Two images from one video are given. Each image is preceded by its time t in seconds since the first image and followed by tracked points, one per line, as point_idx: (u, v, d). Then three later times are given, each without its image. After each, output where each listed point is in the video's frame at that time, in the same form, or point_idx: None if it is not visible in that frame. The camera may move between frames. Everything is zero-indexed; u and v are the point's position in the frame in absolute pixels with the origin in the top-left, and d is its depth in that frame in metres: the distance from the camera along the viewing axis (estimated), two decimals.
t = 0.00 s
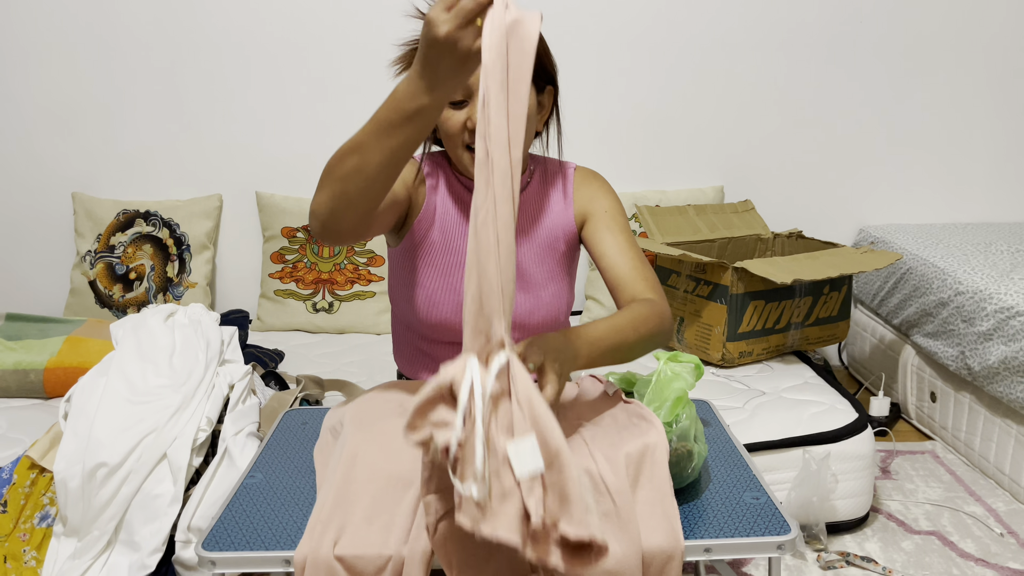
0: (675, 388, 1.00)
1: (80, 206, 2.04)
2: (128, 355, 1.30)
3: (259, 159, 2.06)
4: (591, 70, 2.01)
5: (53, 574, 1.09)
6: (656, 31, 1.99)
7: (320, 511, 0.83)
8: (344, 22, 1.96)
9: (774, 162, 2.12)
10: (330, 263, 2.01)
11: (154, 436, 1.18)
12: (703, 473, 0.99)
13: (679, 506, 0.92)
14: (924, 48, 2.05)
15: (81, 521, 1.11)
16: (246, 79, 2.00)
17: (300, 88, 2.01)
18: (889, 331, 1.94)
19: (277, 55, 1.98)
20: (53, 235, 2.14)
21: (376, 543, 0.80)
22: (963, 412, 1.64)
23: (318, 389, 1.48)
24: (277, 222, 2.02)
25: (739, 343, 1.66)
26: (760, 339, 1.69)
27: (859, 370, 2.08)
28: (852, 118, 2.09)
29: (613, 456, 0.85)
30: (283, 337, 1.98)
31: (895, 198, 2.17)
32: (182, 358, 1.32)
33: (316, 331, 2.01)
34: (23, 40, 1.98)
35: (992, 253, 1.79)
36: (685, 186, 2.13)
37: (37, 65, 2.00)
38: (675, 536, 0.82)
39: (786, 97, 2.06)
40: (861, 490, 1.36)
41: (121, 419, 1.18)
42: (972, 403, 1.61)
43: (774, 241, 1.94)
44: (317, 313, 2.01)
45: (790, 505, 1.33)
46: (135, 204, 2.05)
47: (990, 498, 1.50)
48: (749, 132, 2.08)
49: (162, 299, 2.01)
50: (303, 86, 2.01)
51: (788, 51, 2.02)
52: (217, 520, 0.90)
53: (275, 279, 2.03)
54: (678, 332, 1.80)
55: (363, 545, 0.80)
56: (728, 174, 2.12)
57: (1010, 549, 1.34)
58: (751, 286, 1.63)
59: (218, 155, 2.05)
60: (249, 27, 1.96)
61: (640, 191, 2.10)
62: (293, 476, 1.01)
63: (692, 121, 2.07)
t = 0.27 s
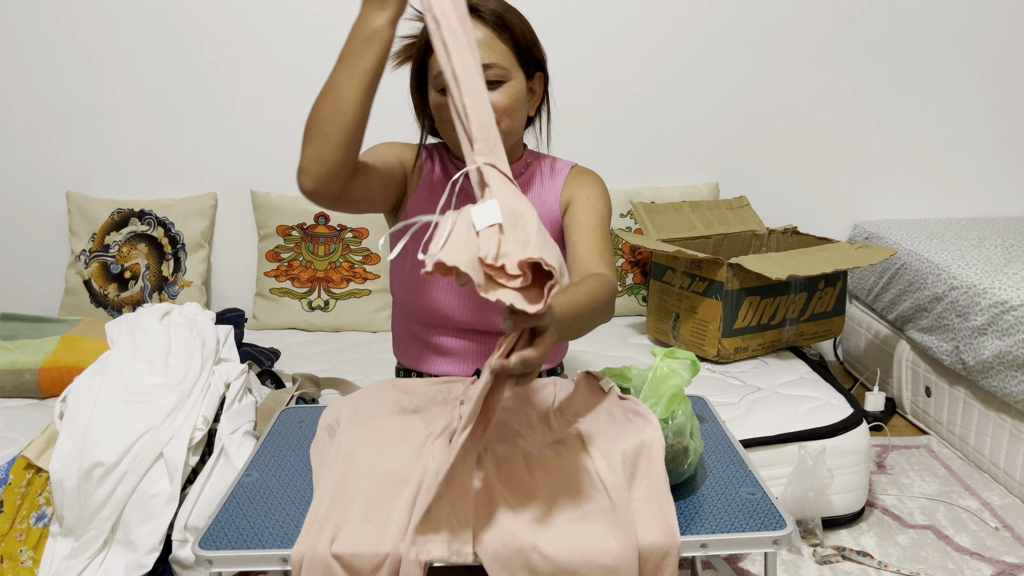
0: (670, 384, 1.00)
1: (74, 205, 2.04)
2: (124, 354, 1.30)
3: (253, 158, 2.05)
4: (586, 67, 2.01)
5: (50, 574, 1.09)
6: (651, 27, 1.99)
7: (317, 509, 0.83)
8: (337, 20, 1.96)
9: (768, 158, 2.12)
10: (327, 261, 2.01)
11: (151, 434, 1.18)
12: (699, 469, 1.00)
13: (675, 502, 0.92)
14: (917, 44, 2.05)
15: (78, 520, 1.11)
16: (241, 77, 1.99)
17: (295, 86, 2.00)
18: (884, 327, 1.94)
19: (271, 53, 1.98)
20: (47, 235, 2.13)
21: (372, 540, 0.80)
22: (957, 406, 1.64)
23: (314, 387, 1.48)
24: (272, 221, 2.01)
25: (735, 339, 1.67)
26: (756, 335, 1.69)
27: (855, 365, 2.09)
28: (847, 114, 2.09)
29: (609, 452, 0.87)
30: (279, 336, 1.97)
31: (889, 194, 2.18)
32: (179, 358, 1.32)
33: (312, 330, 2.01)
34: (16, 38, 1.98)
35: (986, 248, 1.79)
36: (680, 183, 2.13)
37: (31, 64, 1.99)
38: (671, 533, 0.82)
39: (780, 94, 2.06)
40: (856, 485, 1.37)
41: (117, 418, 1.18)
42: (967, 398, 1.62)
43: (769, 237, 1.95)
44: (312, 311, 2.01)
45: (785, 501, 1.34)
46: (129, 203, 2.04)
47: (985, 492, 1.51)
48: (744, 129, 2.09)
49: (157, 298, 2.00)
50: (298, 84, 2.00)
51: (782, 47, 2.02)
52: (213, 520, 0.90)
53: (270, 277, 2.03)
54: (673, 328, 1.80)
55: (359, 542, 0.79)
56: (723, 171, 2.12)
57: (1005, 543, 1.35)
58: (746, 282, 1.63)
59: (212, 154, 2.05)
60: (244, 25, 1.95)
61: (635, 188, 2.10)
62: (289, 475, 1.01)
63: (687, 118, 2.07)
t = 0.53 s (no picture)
0: (666, 381, 1.01)
1: (68, 205, 2.03)
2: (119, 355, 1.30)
3: (248, 157, 2.05)
4: (581, 65, 2.01)
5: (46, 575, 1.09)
6: (646, 25, 1.99)
7: (313, 507, 0.83)
8: (331, 19, 1.96)
9: (763, 156, 2.12)
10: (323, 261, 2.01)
11: (147, 435, 1.17)
12: (694, 467, 1.00)
13: (671, 500, 0.92)
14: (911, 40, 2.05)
15: (73, 521, 1.11)
16: (236, 77, 1.99)
17: (289, 86, 2.00)
18: (879, 323, 1.95)
19: (266, 52, 1.97)
20: (42, 235, 2.13)
21: (368, 539, 0.80)
22: (952, 402, 1.65)
23: (310, 387, 1.49)
24: (267, 221, 2.01)
25: (730, 337, 1.67)
26: (751, 332, 1.69)
27: (850, 362, 2.09)
28: (841, 111, 2.09)
29: (603, 449, 0.88)
30: (275, 336, 1.97)
31: (884, 191, 2.18)
32: (174, 357, 1.30)
33: (307, 329, 2.01)
34: (9, 39, 1.97)
35: (980, 244, 1.80)
36: (676, 181, 2.13)
37: (24, 65, 1.99)
38: (666, 530, 0.82)
39: (774, 91, 2.06)
40: (851, 481, 1.37)
41: (112, 419, 1.17)
42: (962, 394, 1.62)
43: (764, 234, 1.96)
44: (308, 310, 2.01)
45: (781, 498, 1.34)
46: (124, 203, 2.04)
47: (979, 487, 1.51)
48: (738, 127, 2.09)
49: (152, 298, 1.99)
50: (292, 83, 2.00)
51: (776, 45, 2.03)
52: (209, 520, 0.90)
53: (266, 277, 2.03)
54: (669, 326, 1.80)
55: (355, 541, 0.79)
56: (718, 168, 2.13)
57: (1000, 538, 1.35)
58: (741, 279, 1.64)
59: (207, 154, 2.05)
60: (238, 25, 1.95)
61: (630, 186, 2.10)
62: (285, 474, 1.01)
63: (682, 115, 2.07)
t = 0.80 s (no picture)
0: (662, 380, 1.00)
1: (64, 207, 2.03)
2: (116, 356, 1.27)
3: (244, 158, 2.05)
4: (577, 65, 2.01)
5: None
6: (641, 24, 1.99)
7: (311, 508, 0.83)
8: (326, 18, 1.96)
9: (759, 154, 2.12)
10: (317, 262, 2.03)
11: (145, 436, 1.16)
12: (691, 465, 1.00)
13: (668, 498, 0.93)
14: (906, 38, 2.06)
15: (72, 523, 1.11)
16: (231, 77, 1.99)
17: (285, 86, 2.00)
18: (876, 321, 1.95)
19: (261, 53, 1.97)
20: (37, 237, 2.12)
21: (365, 539, 0.80)
22: (948, 400, 1.65)
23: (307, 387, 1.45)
24: (264, 221, 2.01)
25: (726, 335, 1.67)
26: (747, 330, 1.70)
27: (847, 360, 2.10)
28: (837, 110, 2.10)
29: (601, 448, 0.87)
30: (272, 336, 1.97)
31: (880, 189, 2.19)
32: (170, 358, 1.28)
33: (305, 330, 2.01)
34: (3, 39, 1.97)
35: (977, 242, 1.80)
36: (672, 180, 2.13)
37: (19, 66, 1.99)
38: (664, 528, 0.82)
39: (770, 89, 2.07)
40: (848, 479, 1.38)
41: (110, 420, 1.16)
42: (958, 391, 1.62)
43: (760, 233, 1.95)
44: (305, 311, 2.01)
45: (778, 495, 1.35)
46: (120, 204, 2.04)
47: (976, 484, 1.52)
48: (734, 125, 2.09)
49: (150, 299, 2.01)
50: (288, 83, 2.00)
51: (772, 43, 2.03)
52: (206, 520, 0.91)
53: (263, 278, 2.03)
54: (666, 325, 1.80)
55: (352, 541, 0.79)
56: (714, 167, 2.13)
57: (996, 535, 1.36)
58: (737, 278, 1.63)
59: (203, 154, 2.05)
60: (234, 25, 1.95)
61: (627, 185, 2.11)
62: (283, 474, 1.01)
63: (678, 115, 2.07)
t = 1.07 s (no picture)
0: (660, 381, 0.98)
1: (61, 209, 2.03)
2: (113, 358, 1.30)
3: (241, 159, 2.05)
4: (574, 65, 2.01)
5: None
6: (638, 24, 1.99)
7: (309, 508, 0.83)
8: (323, 19, 1.96)
9: (756, 154, 2.13)
10: (316, 263, 2.02)
11: (142, 438, 1.16)
12: (690, 465, 1.00)
13: (666, 498, 0.93)
14: (902, 37, 2.06)
15: (69, 525, 1.11)
16: (228, 79, 1.99)
17: (282, 87, 2.00)
18: (873, 321, 1.96)
19: (258, 54, 1.97)
20: (35, 239, 2.12)
21: (363, 539, 0.80)
22: (946, 399, 1.66)
23: (305, 389, 1.47)
24: (261, 223, 2.01)
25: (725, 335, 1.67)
26: (746, 330, 1.70)
27: (845, 360, 2.10)
28: (833, 110, 2.10)
29: (599, 448, 0.87)
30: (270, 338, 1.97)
31: (877, 189, 2.19)
32: (169, 361, 1.31)
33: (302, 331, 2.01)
34: None
35: (973, 241, 1.80)
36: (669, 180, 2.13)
37: (16, 68, 1.98)
38: (662, 528, 0.82)
39: (767, 89, 2.07)
40: (846, 478, 1.38)
41: (107, 422, 1.18)
42: (955, 390, 1.63)
43: (757, 233, 1.96)
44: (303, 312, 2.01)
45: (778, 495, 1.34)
46: (117, 206, 2.04)
47: (974, 483, 1.52)
48: (731, 125, 2.09)
49: (147, 301, 2.00)
50: (286, 85, 2.00)
51: (769, 44, 2.03)
52: (205, 522, 0.90)
53: (260, 279, 2.03)
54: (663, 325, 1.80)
55: (350, 542, 0.79)
56: (711, 167, 2.13)
57: (994, 533, 1.36)
58: (734, 278, 1.64)
59: (201, 156, 2.04)
60: (232, 27, 1.95)
61: (624, 185, 2.11)
62: (281, 475, 1.01)
63: (675, 115, 2.07)
